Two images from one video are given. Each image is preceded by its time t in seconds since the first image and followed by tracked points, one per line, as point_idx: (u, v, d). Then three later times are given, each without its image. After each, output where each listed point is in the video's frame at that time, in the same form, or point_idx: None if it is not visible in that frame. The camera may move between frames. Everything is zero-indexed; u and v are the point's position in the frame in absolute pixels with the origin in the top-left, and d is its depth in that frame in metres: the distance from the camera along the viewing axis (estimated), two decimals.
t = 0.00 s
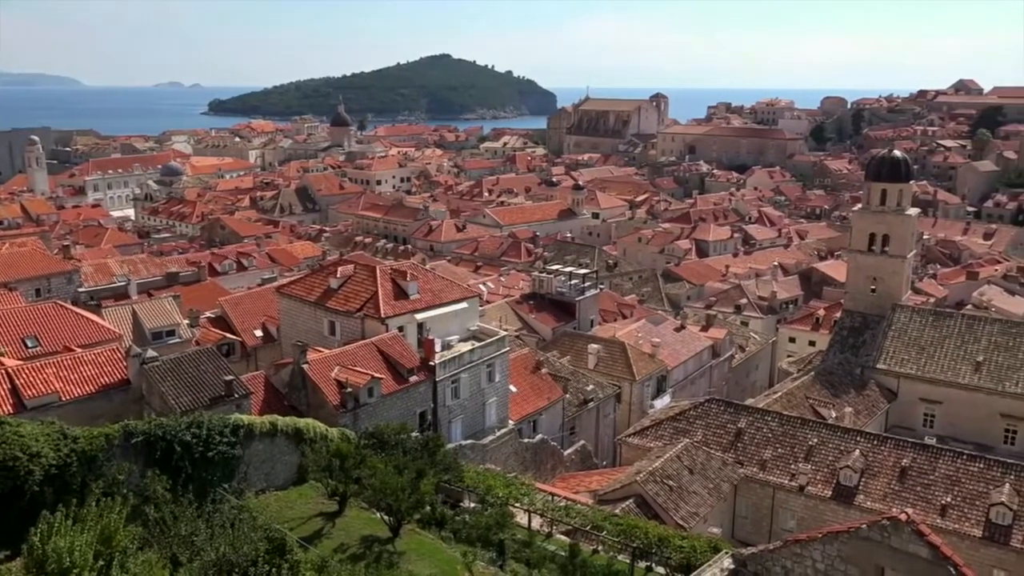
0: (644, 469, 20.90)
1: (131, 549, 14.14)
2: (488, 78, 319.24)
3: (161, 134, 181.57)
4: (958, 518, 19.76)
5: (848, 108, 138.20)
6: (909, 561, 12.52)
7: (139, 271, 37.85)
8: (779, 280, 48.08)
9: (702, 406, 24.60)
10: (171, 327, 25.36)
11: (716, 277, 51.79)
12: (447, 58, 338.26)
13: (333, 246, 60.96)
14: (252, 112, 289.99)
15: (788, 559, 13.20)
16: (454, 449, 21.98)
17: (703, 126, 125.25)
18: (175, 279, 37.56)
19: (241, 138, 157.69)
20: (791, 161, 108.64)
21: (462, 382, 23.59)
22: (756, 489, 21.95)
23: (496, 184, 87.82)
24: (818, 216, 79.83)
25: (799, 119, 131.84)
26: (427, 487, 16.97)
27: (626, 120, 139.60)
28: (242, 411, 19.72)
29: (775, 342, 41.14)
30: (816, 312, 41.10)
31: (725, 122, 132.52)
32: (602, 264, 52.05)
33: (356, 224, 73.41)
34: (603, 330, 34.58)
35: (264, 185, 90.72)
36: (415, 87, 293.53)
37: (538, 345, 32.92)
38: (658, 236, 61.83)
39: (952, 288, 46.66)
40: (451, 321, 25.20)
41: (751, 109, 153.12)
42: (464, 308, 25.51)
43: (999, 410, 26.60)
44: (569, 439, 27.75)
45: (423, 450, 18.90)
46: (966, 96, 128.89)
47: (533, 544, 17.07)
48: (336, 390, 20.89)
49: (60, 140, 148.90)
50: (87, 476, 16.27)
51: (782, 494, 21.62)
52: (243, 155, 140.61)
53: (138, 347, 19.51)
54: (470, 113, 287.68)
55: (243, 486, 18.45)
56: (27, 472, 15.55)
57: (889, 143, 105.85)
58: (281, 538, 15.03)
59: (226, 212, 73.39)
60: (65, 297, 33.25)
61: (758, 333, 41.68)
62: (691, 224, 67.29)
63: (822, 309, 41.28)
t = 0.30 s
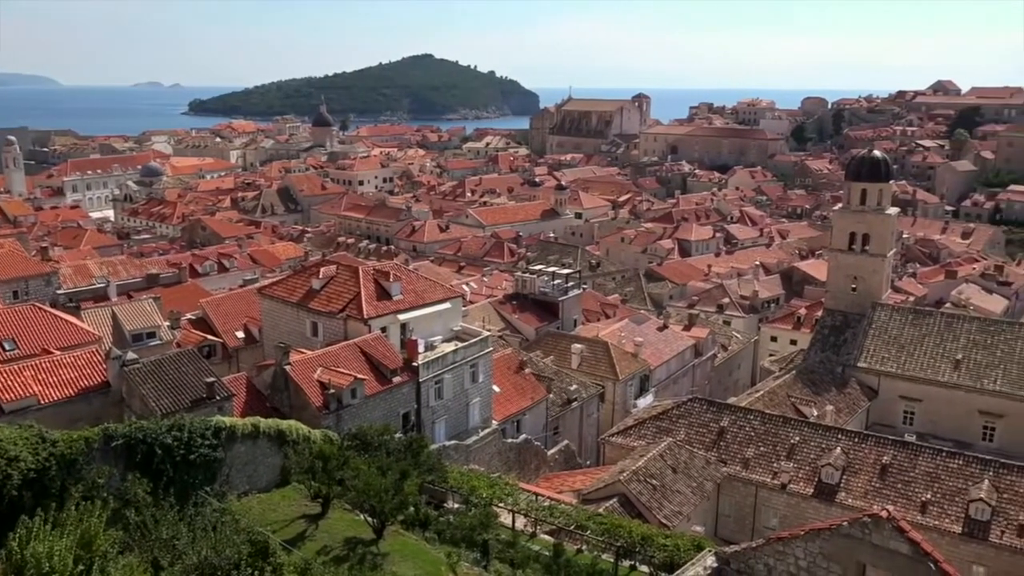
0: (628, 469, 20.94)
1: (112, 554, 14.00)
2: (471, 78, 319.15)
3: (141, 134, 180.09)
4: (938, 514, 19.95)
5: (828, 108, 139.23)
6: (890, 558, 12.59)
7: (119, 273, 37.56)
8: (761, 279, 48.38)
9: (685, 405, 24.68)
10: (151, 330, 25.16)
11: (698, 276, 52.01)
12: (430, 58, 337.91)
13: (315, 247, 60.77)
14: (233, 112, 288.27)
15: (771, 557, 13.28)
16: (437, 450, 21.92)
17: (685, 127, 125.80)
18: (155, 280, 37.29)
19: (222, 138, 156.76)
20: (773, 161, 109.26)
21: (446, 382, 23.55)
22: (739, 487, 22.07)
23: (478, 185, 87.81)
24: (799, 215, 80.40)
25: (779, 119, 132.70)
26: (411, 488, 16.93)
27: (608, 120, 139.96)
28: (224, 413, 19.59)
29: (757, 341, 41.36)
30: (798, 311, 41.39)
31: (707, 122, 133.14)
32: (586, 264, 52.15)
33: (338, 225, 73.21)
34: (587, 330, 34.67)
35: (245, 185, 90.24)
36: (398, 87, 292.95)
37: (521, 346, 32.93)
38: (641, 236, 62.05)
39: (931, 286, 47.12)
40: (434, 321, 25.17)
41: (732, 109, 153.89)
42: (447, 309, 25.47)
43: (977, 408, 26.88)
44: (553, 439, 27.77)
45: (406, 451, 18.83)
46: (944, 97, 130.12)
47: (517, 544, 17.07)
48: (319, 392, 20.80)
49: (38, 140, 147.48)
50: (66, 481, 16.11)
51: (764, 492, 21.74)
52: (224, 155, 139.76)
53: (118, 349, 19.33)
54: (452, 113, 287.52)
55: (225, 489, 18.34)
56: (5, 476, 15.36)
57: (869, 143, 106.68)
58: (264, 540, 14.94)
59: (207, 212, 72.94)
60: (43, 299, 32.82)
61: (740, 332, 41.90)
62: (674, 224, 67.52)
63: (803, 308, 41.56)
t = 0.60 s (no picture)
0: (612, 468, 20.97)
1: (93, 558, 13.88)
2: (454, 78, 318.99)
3: (121, 135, 178.63)
4: (919, 511, 20.13)
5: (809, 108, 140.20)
6: (872, 555, 12.69)
7: (99, 274, 37.24)
8: (744, 279, 48.65)
9: (668, 404, 24.78)
10: (133, 331, 24.95)
11: (682, 276, 52.19)
12: (413, 58, 337.43)
13: (299, 247, 60.53)
14: (214, 112, 286.53)
15: (754, 555, 13.37)
16: (422, 451, 21.88)
17: (667, 127, 126.28)
18: (136, 282, 36.97)
19: (204, 138, 155.74)
20: (755, 161, 109.81)
21: (430, 383, 23.53)
22: (723, 486, 22.18)
23: (462, 185, 87.77)
24: (780, 215, 80.90)
25: (761, 120, 133.45)
26: (395, 489, 16.89)
27: (591, 120, 140.26)
28: (206, 415, 19.48)
29: (740, 340, 41.56)
30: (780, 310, 41.64)
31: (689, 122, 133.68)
32: (569, 264, 52.22)
33: (321, 226, 72.94)
34: (571, 330, 34.71)
35: (227, 186, 89.71)
36: (380, 87, 292.35)
37: (505, 346, 32.93)
38: (624, 236, 62.24)
39: (911, 286, 47.57)
40: (418, 322, 25.12)
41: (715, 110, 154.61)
42: (431, 309, 25.44)
43: (957, 405, 27.14)
44: (537, 439, 27.79)
45: (391, 452, 18.75)
46: (924, 98, 131.32)
47: (501, 545, 17.09)
48: (302, 393, 20.69)
49: (16, 140, 146.01)
50: (46, 484, 15.97)
51: (747, 491, 21.86)
52: (205, 155, 138.90)
53: (99, 351, 19.16)
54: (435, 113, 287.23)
55: (208, 491, 18.24)
56: None
57: (850, 144, 107.45)
58: (247, 543, 14.88)
59: (188, 213, 72.46)
60: (22, 301, 32.16)
61: (723, 331, 42.10)
62: (657, 224, 67.71)
63: (785, 307, 41.80)
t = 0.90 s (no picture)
0: (596, 468, 21.00)
1: (73, 563, 13.77)
2: (437, 79, 318.64)
3: (101, 135, 177.05)
4: (900, 508, 20.28)
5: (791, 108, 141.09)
6: (855, 552, 12.79)
7: (79, 276, 36.88)
8: (727, 278, 48.89)
9: (652, 404, 24.84)
10: (113, 333, 24.72)
11: (665, 276, 52.35)
12: (396, 58, 336.81)
13: (282, 248, 60.27)
14: (195, 112, 284.63)
15: (737, 554, 13.41)
16: (406, 452, 21.82)
17: (650, 127, 126.71)
18: (117, 283, 36.67)
19: (185, 138, 154.77)
20: (737, 161, 110.37)
21: (414, 384, 23.48)
22: (706, 485, 22.27)
23: (446, 185, 87.70)
24: (763, 215, 81.38)
25: (743, 120, 134.17)
26: (379, 490, 16.83)
27: (574, 121, 140.53)
28: (189, 417, 19.37)
29: (723, 339, 41.76)
30: (762, 309, 41.85)
31: (672, 123, 134.27)
32: (553, 264, 52.28)
33: (304, 226, 72.69)
34: (555, 330, 34.75)
35: (208, 186, 89.18)
36: (363, 87, 291.55)
37: (489, 346, 32.92)
38: (608, 236, 62.43)
39: (893, 285, 47.96)
40: (402, 322, 25.08)
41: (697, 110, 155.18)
42: (415, 310, 25.40)
43: (938, 403, 27.37)
44: (522, 439, 27.81)
45: (375, 453, 18.65)
46: (903, 98, 132.49)
47: (486, 545, 17.07)
48: (285, 394, 20.58)
49: None
50: (26, 488, 15.82)
51: (731, 489, 21.96)
52: (186, 156, 138.03)
53: (78, 354, 18.96)
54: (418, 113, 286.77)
55: (190, 494, 18.13)
56: None
57: (831, 144, 108.20)
58: (230, 545, 14.80)
59: (169, 214, 71.96)
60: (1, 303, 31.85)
61: (706, 330, 42.28)
62: (640, 224, 67.91)
63: (768, 307, 42.03)
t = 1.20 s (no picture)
0: (580, 468, 21.03)
1: (53, 567, 13.67)
2: (420, 79, 318.18)
3: (80, 135, 175.49)
4: (881, 505, 20.45)
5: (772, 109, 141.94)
6: (835, 549, 12.88)
7: (58, 277, 36.56)
8: (709, 278, 49.13)
9: (636, 404, 24.89)
10: (93, 335, 24.48)
11: (648, 276, 52.50)
12: (379, 58, 336.06)
13: (264, 249, 59.97)
14: (176, 112, 282.67)
15: (721, 552, 13.48)
16: (390, 453, 21.76)
17: (633, 127, 127.08)
18: (97, 285, 36.36)
19: (165, 138, 153.65)
20: (719, 161, 110.89)
21: (397, 385, 23.43)
22: (689, 484, 22.37)
23: (429, 185, 87.60)
24: (745, 214, 81.82)
25: (725, 120, 134.83)
26: (363, 492, 16.78)
27: (558, 121, 140.76)
28: (170, 419, 19.24)
29: (706, 339, 41.95)
30: (744, 309, 42.07)
31: (655, 123, 134.77)
32: (536, 264, 52.35)
33: (286, 227, 72.39)
34: (538, 330, 34.78)
35: (189, 187, 88.57)
36: (346, 87, 290.73)
37: (473, 347, 32.92)
38: (591, 236, 62.58)
39: (873, 285, 48.34)
40: (385, 323, 25.03)
41: (679, 110, 155.77)
42: (398, 311, 25.36)
43: (918, 401, 27.61)
44: (505, 440, 27.82)
45: (358, 454, 18.58)
46: (883, 99, 133.58)
47: (471, 546, 17.03)
48: (268, 396, 20.48)
49: None
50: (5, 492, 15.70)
51: (714, 488, 22.06)
52: (167, 157, 137.06)
53: (58, 356, 18.79)
54: (401, 113, 286.17)
55: (171, 496, 18.01)
56: None
57: (812, 145, 108.93)
58: (212, 548, 14.74)
59: (149, 214, 71.44)
60: None
61: (689, 330, 42.45)
62: (623, 224, 68.10)
63: (750, 306, 42.26)
